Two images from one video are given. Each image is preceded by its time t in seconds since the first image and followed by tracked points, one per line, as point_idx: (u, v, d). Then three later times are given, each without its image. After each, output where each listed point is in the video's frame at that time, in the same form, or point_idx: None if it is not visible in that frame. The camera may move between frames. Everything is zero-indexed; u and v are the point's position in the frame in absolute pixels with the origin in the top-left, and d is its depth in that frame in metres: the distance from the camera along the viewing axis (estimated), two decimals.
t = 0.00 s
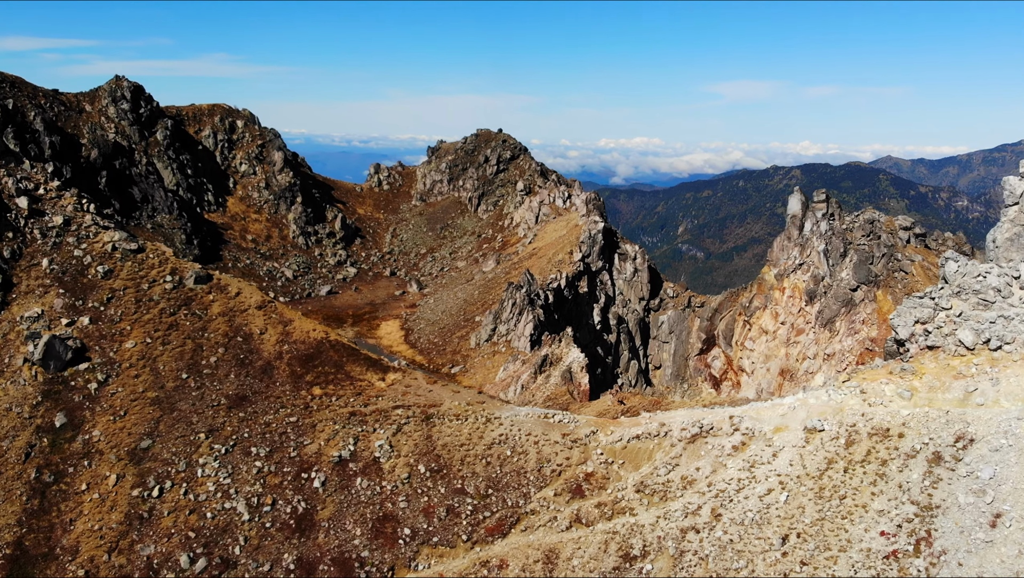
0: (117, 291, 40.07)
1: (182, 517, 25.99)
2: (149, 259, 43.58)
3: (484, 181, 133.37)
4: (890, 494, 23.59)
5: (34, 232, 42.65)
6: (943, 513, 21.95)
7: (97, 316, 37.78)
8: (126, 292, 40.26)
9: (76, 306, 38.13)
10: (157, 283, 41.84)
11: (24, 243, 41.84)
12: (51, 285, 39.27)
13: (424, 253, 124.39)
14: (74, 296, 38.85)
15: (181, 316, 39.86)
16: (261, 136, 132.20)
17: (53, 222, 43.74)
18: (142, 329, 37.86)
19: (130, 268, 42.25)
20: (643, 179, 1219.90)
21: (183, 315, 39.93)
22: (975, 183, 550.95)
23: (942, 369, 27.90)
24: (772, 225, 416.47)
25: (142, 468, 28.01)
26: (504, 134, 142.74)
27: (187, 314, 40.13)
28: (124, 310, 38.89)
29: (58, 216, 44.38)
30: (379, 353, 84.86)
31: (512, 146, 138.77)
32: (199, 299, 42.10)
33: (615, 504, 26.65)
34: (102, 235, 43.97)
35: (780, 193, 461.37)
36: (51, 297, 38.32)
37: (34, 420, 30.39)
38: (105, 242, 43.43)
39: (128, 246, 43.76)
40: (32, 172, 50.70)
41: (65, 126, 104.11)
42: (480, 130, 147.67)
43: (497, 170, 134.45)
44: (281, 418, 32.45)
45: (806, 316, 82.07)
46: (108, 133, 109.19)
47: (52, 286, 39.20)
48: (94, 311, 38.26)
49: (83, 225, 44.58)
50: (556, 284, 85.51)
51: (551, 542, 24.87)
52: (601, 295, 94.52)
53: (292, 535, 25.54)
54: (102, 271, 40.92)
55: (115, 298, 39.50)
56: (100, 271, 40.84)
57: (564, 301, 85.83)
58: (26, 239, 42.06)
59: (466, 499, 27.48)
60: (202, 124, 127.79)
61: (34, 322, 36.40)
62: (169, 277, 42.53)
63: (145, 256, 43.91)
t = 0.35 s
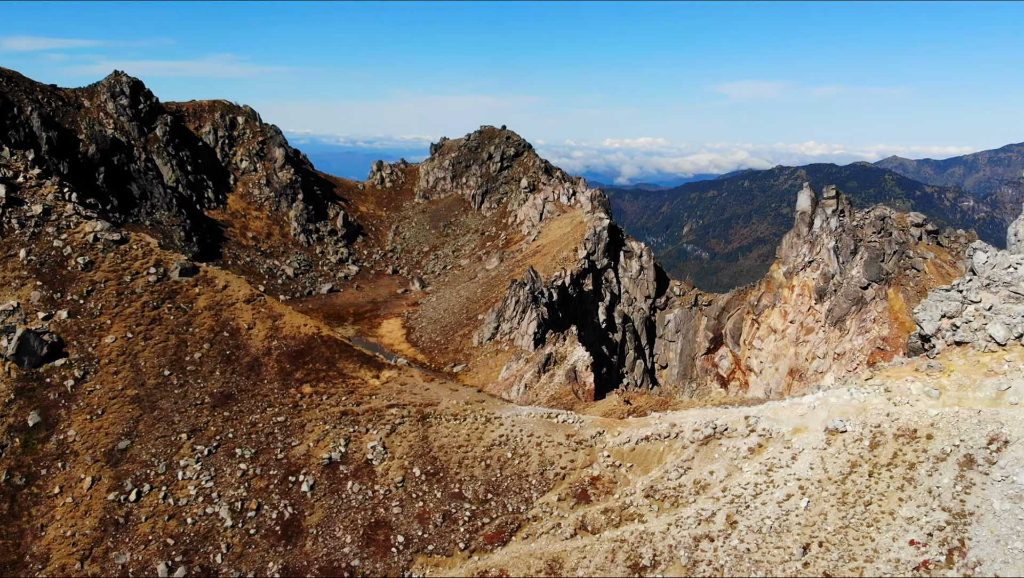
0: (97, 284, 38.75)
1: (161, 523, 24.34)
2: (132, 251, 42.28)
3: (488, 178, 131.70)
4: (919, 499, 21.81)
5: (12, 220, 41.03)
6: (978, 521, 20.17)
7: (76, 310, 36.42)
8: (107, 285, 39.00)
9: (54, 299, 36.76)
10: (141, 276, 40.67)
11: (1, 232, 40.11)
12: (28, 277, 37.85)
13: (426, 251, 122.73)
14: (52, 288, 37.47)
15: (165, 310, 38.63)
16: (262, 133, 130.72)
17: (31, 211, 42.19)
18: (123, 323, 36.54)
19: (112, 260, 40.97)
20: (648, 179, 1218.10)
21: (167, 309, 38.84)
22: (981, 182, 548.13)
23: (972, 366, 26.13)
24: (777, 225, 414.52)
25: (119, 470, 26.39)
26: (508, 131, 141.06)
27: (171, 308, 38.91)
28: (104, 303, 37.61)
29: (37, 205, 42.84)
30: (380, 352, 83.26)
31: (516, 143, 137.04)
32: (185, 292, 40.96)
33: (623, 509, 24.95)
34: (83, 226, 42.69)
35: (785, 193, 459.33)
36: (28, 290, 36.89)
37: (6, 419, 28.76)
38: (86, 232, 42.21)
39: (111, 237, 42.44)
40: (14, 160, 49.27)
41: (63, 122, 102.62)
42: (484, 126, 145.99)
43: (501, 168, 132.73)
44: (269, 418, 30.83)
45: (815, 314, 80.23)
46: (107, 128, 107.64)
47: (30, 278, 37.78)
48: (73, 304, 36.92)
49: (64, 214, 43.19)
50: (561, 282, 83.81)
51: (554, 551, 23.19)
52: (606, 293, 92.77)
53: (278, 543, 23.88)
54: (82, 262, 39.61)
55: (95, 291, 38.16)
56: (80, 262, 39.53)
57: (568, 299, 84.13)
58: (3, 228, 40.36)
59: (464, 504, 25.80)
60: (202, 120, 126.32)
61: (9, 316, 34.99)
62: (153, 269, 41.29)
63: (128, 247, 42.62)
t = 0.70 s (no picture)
0: (76, 275, 37.42)
1: (137, 529, 22.64)
2: (114, 241, 41.07)
3: (492, 175, 130.01)
4: (955, 507, 19.99)
5: None
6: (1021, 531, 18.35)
7: (52, 302, 35.10)
8: (86, 276, 37.67)
9: (29, 291, 35.40)
10: (121, 267, 39.48)
11: None
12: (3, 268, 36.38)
13: (430, 248, 121.06)
14: (27, 279, 36.05)
15: (146, 302, 37.43)
16: (264, 129, 129.19)
17: (9, 198, 40.70)
18: (101, 316, 35.23)
19: (92, 250, 39.67)
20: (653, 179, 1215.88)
21: (149, 302, 37.53)
22: (988, 182, 544.88)
23: (1008, 363, 24.29)
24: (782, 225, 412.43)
25: (93, 472, 24.73)
26: (513, 128, 139.34)
27: (153, 301, 37.70)
28: (82, 295, 36.21)
29: (15, 192, 41.36)
30: (381, 350, 81.62)
31: (521, 139, 135.32)
32: (168, 284, 39.88)
33: (633, 517, 23.18)
34: (62, 214, 41.33)
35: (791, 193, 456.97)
36: (2, 281, 35.48)
37: None
38: (66, 221, 40.83)
39: (91, 226, 41.10)
40: None
41: (61, 116, 101.10)
42: (488, 123, 144.29)
43: (505, 164, 131.01)
44: (254, 417, 29.21)
45: (826, 312, 78.31)
46: (106, 123, 106.04)
47: (4, 269, 36.31)
48: (50, 295, 35.56)
49: (42, 202, 41.75)
50: (566, 279, 82.07)
51: (558, 561, 21.43)
52: (612, 291, 90.99)
53: (261, 551, 22.16)
54: (60, 252, 38.21)
55: (73, 282, 36.80)
56: (58, 252, 38.14)
57: (573, 297, 82.40)
58: None
59: (462, 510, 24.06)
60: (203, 116, 124.79)
61: None
62: (134, 260, 40.12)
63: (110, 237, 41.36)
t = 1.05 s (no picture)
0: (46, 268, 36.65)
1: (104, 541, 20.99)
2: (87, 233, 40.60)
3: (491, 172, 128.33)
4: (989, 517, 18.24)
5: None
6: None
7: (21, 297, 34.29)
8: (58, 270, 36.88)
9: None
10: (96, 260, 38.78)
11: None
12: None
13: (428, 246, 119.41)
14: None
15: (121, 297, 36.65)
16: (260, 125, 127.57)
17: None
18: (72, 311, 34.44)
19: (64, 242, 39.07)
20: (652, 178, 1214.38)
21: (123, 297, 36.77)
22: (988, 181, 543.23)
23: None
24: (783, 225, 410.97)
25: (58, 479, 23.11)
26: (512, 124, 137.64)
27: (128, 296, 36.97)
28: (53, 290, 35.43)
29: None
30: (377, 349, 80.00)
31: (521, 136, 133.65)
32: (145, 278, 39.31)
33: (638, 528, 21.52)
34: (34, 205, 40.68)
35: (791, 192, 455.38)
36: None
37: None
38: (38, 212, 40.23)
39: (64, 217, 40.48)
40: None
41: (53, 111, 99.36)
42: (487, 120, 142.59)
43: (504, 161, 129.35)
44: (232, 420, 27.82)
45: (831, 311, 76.57)
46: (98, 119, 104.22)
47: None
48: (18, 290, 34.76)
49: (14, 192, 41.25)
50: (566, 277, 80.45)
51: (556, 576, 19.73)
52: (613, 290, 89.36)
53: (237, 564, 20.51)
54: (30, 245, 37.56)
55: (44, 276, 36.03)
56: (28, 245, 37.48)
57: (573, 296, 80.83)
58: None
59: (454, 521, 22.40)
60: (198, 112, 123.14)
61: None
62: (109, 253, 39.50)
63: (83, 229, 40.85)
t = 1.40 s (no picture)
0: (15, 267, 35.99)
1: (64, 563, 19.45)
2: (58, 229, 40.09)
3: (491, 170, 126.69)
4: None
5: None
6: None
7: None
8: (25, 269, 36.21)
9: None
10: (67, 259, 38.20)
11: None
12: None
13: (426, 246, 117.72)
14: None
15: (92, 298, 35.85)
16: (256, 123, 125.88)
17: None
18: (40, 313, 33.55)
19: (34, 239, 38.49)
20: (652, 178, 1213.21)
21: (94, 297, 35.95)
22: (988, 182, 541.85)
23: None
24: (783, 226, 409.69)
25: (17, 495, 21.68)
26: (512, 122, 135.95)
27: (100, 296, 36.17)
28: (20, 291, 34.62)
29: None
30: (373, 351, 78.36)
31: (520, 134, 131.89)
32: (119, 277, 38.51)
33: (646, 550, 19.83)
34: (2, 200, 40.37)
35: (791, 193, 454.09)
36: None
37: None
38: (7, 208, 39.87)
39: (34, 213, 40.00)
40: None
41: (44, 109, 97.60)
42: (487, 118, 140.92)
43: (504, 160, 127.59)
44: (207, 431, 26.73)
45: (836, 312, 74.81)
46: (91, 116, 102.33)
47: None
48: None
49: None
50: (566, 277, 78.80)
51: None
52: (614, 290, 87.73)
53: None
54: None
55: (11, 275, 35.34)
56: None
57: (574, 296, 79.27)
58: None
59: (445, 541, 20.77)
60: (193, 109, 121.42)
61: None
62: (80, 251, 38.82)
63: (54, 225, 40.28)
